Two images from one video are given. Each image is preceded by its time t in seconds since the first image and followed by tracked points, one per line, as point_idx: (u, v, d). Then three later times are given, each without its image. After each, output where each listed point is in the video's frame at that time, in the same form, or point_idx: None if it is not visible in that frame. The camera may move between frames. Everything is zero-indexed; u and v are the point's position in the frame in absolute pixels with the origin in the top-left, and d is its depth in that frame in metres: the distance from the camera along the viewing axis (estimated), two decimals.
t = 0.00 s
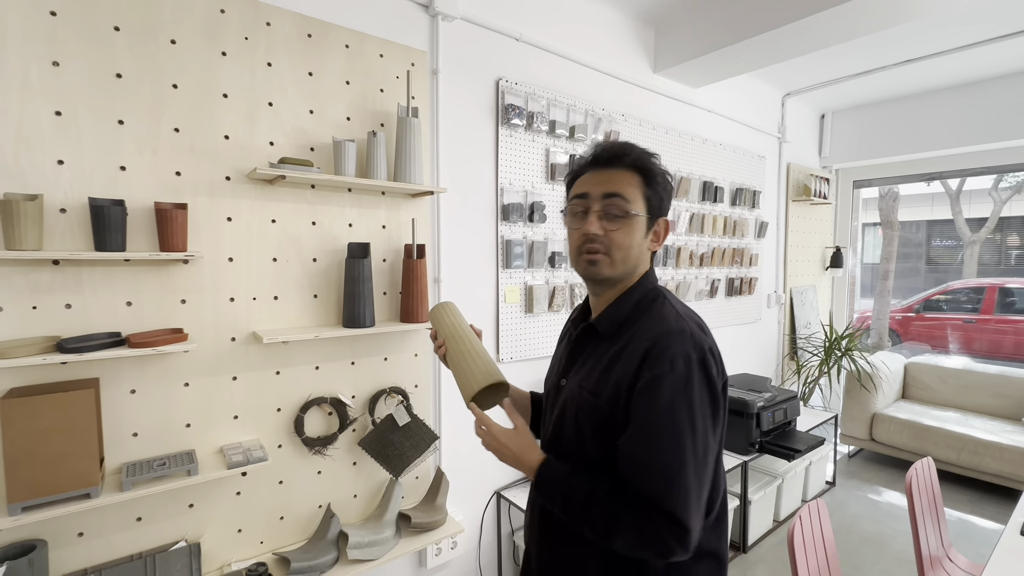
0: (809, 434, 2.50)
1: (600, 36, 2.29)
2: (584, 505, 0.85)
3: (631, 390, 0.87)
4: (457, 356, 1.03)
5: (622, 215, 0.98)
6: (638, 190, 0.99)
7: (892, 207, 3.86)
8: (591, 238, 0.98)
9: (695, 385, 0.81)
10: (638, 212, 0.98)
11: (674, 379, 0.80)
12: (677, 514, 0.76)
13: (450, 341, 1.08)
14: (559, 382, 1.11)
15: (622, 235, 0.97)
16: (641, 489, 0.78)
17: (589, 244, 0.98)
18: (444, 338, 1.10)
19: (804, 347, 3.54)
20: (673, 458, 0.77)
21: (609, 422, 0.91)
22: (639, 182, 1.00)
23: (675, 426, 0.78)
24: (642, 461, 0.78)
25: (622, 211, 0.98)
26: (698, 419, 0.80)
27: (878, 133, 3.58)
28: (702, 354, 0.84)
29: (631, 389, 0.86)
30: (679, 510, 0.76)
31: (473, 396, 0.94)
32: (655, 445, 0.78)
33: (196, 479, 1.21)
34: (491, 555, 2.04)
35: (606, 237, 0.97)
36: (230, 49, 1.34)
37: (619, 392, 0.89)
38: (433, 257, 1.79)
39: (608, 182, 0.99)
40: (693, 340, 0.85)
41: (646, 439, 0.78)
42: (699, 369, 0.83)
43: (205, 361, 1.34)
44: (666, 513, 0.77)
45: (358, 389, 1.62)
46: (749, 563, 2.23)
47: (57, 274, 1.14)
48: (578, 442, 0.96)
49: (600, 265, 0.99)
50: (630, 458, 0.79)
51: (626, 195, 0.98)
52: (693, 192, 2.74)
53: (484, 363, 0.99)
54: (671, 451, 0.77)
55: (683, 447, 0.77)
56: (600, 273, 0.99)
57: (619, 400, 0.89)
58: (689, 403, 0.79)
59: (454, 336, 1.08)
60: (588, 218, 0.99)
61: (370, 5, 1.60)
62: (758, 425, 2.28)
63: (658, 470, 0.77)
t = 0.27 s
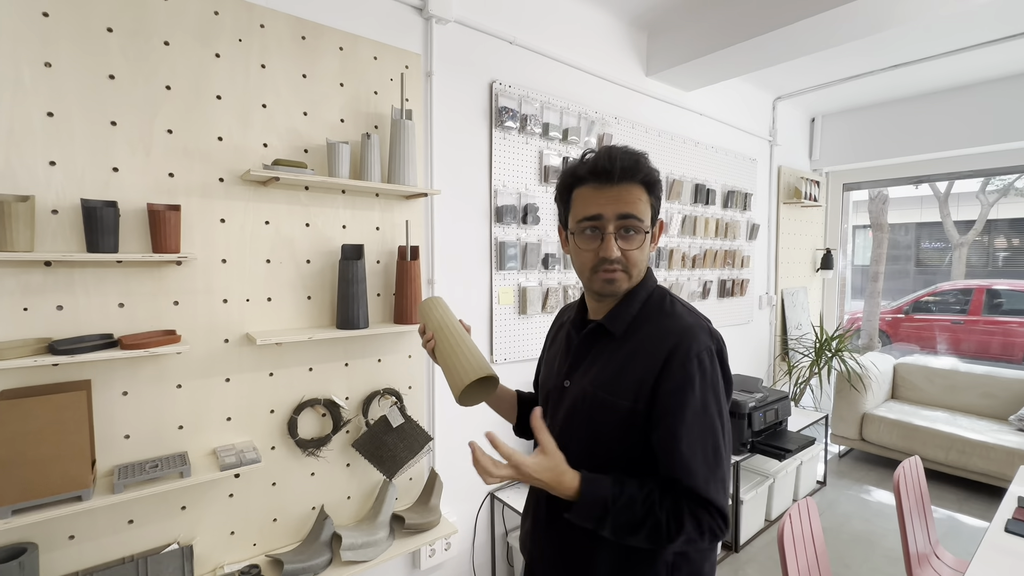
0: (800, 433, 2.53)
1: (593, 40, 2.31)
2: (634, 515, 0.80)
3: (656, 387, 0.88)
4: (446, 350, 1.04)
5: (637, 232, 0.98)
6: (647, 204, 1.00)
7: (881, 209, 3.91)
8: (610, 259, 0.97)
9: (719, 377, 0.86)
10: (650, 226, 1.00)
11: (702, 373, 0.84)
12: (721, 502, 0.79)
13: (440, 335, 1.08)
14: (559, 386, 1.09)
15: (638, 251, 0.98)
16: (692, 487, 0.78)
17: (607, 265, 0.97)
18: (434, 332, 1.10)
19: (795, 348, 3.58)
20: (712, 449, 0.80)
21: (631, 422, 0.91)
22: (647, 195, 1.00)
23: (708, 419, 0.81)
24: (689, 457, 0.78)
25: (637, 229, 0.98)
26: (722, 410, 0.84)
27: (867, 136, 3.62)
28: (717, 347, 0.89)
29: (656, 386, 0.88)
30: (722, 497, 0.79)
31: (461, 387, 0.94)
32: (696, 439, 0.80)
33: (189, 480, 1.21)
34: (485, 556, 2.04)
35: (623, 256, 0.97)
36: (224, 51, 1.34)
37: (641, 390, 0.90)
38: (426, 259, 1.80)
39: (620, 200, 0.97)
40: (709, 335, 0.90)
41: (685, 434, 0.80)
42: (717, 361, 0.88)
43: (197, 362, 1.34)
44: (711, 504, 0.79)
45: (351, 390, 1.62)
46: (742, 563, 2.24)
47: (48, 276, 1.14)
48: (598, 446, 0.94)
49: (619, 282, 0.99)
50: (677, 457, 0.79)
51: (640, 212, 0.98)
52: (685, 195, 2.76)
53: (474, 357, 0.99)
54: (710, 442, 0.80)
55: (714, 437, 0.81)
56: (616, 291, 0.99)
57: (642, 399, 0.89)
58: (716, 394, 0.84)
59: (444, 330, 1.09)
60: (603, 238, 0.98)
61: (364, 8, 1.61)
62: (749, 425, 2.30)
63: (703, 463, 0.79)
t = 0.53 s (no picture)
0: (792, 434, 2.55)
1: (586, 44, 2.33)
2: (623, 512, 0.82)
3: (654, 391, 0.89)
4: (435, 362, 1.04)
5: (627, 230, 0.99)
6: (636, 204, 1.02)
7: (873, 212, 3.95)
8: (599, 257, 0.98)
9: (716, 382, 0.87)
10: (641, 226, 1.01)
11: (699, 377, 0.85)
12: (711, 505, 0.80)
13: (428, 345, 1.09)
14: (558, 388, 1.10)
15: (629, 250, 0.99)
16: (682, 488, 0.79)
17: (599, 263, 0.98)
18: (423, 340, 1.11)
19: (787, 349, 3.60)
20: (706, 453, 0.81)
21: (630, 424, 0.92)
22: (636, 195, 1.02)
23: (704, 421, 0.82)
24: (682, 459, 0.80)
25: (626, 228, 0.99)
26: (717, 414, 0.85)
27: (858, 140, 3.66)
28: (715, 353, 0.90)
29: (655, 389, 0.89)
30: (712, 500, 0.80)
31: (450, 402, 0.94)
32: (691, 442, 0.81)
33: (182, 483, 1.21)
34: (479, 558, 2.05)
35: (614, 254, 0.98)
36: (218, 55, 1.35)
37: (640, 393, 0.91)
38: (420, 261, 1.81)
39: (610, 199, 0.99)
40: (707, 341, 0.91)
41: (680, 436, 0.81)
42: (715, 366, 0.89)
43: (191, 365, 1.34)
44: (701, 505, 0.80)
45: (345, 393, 1.62)
46: (734, 563, 2.26)
47: (41, 279, 1.14)
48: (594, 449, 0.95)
49: (611, 281, 1.00)
50: (670, 458, 0.80)
51: (629, 211, 1.00)
52: (678, 198, 2.79)
53: (463, 367, 0.99)
54: (705, 446, 0.81)
55: (709, 441, 0.82)
56: (607, 290, 1.00)
57: (641, 401, 0.90)
58: (712, 399, 0.85)
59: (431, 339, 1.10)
60: (593, 236, 0.99)
61: (358, 13, 1.62)
62: (742, 426, 2.31)
63: (695, 465, 0.80)
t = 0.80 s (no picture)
0: (785, 435, 2.57)
1: (580, 47, 2.34)
2: (582, 506, 0.86)
3: (632, 389, 0.90)
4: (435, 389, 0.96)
5: (614, 229, 1.00)
6: (627, 205, 1.02)
7: (866, 214, 3.98)
8: (584, 253, 1.00)
9: (694, 383, 0.86)
10: (629, 226, 1.02)
11: (674, 377, 0.84)
12: (677, 505, 0.80)
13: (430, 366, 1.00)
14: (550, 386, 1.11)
15: (615, 249, 1.00)
16: (647, 485, 0.80)
17: (583, 258, 1.00)
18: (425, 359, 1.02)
19: (781, 351, 3.63)
20: (675, 453, 0.81)
21: (609, 422, 0.93)
22: (628, 197, 1.03)
23: (677, 423, 0.82)
24: (648, 456, 0.80)
25: (613, 226, 1.00)
26: (694, 416, 0.84)
27: (851, 142, 3.69)
28: (696, 354, 0.89)
29: (633, 388, 0.89)
30: (679, 501, 0.80)
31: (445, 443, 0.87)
32: (660, 440, 0.81)
33: (175, 486, 1.21)
34: (473, 560, 2.05)
35: (599, 251, 1.00)
36: (212, 58, 1.35)
37: (620, 391, 0.92)
38: (414, 264, 1.81)
39: (599, 198, 1.01)
40: (688, 342, 0.90)
41: (649, 435, 0.81)
42: (696, 367, 0.88)
43: (184, 368, 1.34)
44: (667, 505, 0.80)
45: (339, 395, 1.63)
46: (728, 564, 2.27)
47: (34, 282, 1.14)
48: (574, 444, 0.96)
49: (595, 278, 1.01)
50: (637, 457, 0.81)
51: (618, 209, 1.01)
52: (672, 200, 2.80)
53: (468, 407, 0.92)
54: (675, 445, 0.81)
55: (682, 441, 0.81)
56: (593, 286, 1.01)
57: (620, 399, 0.91)
58: (688, 399, 0.84)
59: (435, 361, 1.01)
60: (580, 232, 1.01)
61: (352, 16, 1.63)
62: (735, 428, 2.33)
63: (662, 464, 0.80)
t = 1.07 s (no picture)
0: (781, 436, 2.58)
1: (576, 50, 2.35)
2: (574, 517, 0.87)
3: (620, 391, 0.90)
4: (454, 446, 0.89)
5: (602, 229, 1.01)
6: (619, 209, 1.03)
7: (861, 216, 4.00)
8: (572, 250, 1.02)
9: (680, 383, 0.86)
10: (620, 229, 1.02)
11: (659, 378, 0.85)
12: (666, 508, 0.80)
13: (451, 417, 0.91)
14: (544, 387, 1.12)
15: (602, 249, 1.01)
16: (635, 489, 0.80)
17: (571, 256, 1.03)
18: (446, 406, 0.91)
19: (776, 352, 3.65)
20: (661, 455, 0.81)
21: (598, 424, 0.93)
22: (621, 201, 1.04)
23: (663, 424, 0.82)
24: (635, 459, 0.81)
25: (601, 226, 1.01)
26: (681, 417, 0.85)
27: (846, 145, 3.71)
28: (682, 355, 0.89)
29: (620, 389, 0.90)
30: (668, 504, 0.80)
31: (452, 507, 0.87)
32: (646, 443, 0.81)
33: (171, 489, 1.21)
34: (470, 561, 2.05)
35: (586, 250, 1.01)
36: (209, 61, 1.36)
37: (608, 393, 0.93)
38: (411, 266, 1.82)
39: (592, 199, 1.04)
40: (675, 343, 0.90)
41: (634, 437, 0.82)
42: (682, 367, 0.88)
43: (180, 370, 1.34)
44: (656, 509, 0.80)
45: (335, 397, 1.63)
46: (724, 564, 2.28)
47: (30, 284, 1.15)
48: (565, 448, 0.97)
49: (582, 276, 1.03)
50: (623, 458, 0.82)
51: (609, 211, 1.02)
52: (667, 203, 2.82)
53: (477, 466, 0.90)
54: (662, 447, 0.82)
55: (668, 444, 0.82)
56: (578, 284, 1.03)
57: (608, 401, 0.92)
58: (675, 400, 0.84)
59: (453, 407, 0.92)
60: (570, 230, 1.04)
61: (349, 19, 1.63)
62: (731, 428, 2.34)
63: (648, 467, 0.80)
